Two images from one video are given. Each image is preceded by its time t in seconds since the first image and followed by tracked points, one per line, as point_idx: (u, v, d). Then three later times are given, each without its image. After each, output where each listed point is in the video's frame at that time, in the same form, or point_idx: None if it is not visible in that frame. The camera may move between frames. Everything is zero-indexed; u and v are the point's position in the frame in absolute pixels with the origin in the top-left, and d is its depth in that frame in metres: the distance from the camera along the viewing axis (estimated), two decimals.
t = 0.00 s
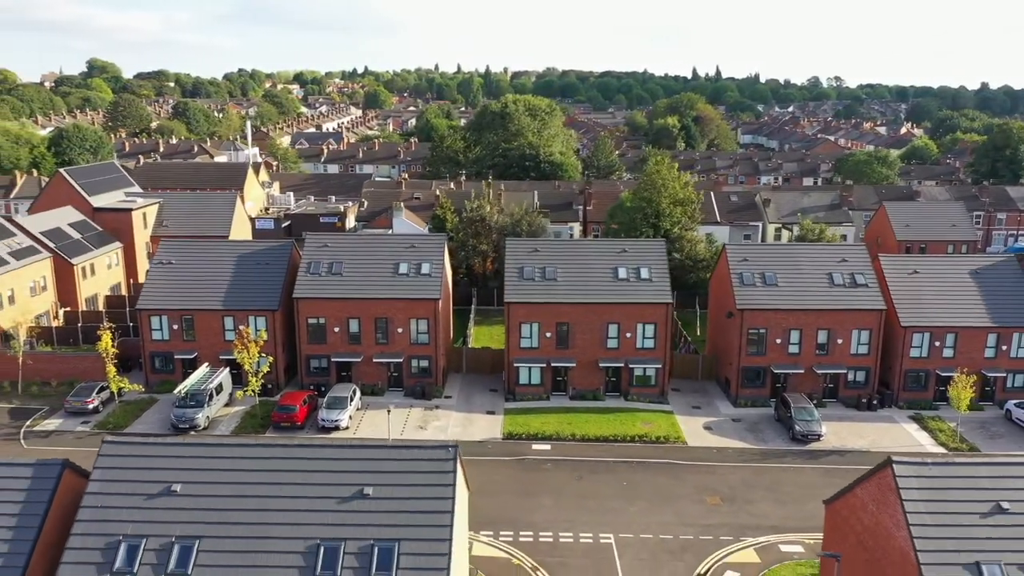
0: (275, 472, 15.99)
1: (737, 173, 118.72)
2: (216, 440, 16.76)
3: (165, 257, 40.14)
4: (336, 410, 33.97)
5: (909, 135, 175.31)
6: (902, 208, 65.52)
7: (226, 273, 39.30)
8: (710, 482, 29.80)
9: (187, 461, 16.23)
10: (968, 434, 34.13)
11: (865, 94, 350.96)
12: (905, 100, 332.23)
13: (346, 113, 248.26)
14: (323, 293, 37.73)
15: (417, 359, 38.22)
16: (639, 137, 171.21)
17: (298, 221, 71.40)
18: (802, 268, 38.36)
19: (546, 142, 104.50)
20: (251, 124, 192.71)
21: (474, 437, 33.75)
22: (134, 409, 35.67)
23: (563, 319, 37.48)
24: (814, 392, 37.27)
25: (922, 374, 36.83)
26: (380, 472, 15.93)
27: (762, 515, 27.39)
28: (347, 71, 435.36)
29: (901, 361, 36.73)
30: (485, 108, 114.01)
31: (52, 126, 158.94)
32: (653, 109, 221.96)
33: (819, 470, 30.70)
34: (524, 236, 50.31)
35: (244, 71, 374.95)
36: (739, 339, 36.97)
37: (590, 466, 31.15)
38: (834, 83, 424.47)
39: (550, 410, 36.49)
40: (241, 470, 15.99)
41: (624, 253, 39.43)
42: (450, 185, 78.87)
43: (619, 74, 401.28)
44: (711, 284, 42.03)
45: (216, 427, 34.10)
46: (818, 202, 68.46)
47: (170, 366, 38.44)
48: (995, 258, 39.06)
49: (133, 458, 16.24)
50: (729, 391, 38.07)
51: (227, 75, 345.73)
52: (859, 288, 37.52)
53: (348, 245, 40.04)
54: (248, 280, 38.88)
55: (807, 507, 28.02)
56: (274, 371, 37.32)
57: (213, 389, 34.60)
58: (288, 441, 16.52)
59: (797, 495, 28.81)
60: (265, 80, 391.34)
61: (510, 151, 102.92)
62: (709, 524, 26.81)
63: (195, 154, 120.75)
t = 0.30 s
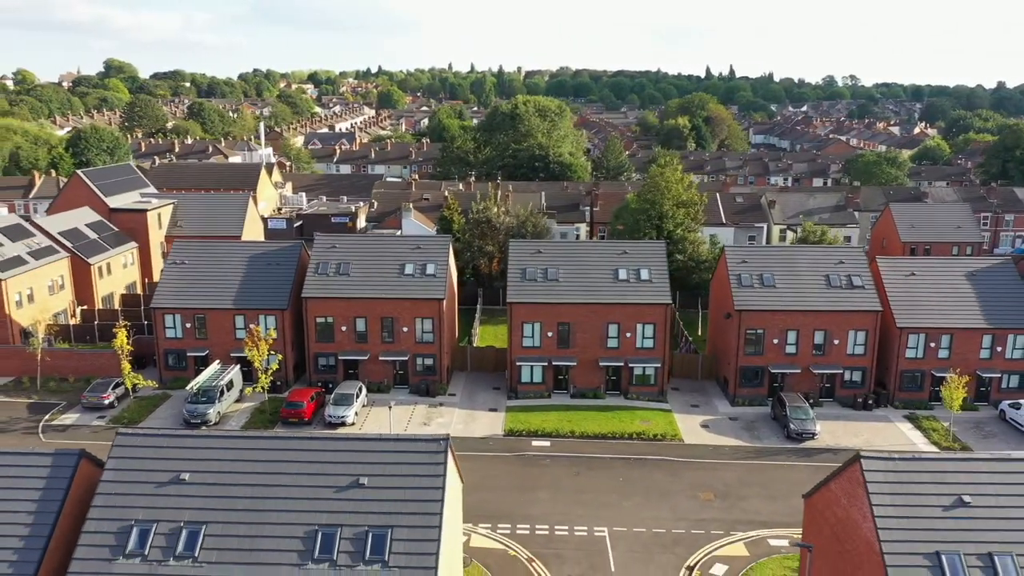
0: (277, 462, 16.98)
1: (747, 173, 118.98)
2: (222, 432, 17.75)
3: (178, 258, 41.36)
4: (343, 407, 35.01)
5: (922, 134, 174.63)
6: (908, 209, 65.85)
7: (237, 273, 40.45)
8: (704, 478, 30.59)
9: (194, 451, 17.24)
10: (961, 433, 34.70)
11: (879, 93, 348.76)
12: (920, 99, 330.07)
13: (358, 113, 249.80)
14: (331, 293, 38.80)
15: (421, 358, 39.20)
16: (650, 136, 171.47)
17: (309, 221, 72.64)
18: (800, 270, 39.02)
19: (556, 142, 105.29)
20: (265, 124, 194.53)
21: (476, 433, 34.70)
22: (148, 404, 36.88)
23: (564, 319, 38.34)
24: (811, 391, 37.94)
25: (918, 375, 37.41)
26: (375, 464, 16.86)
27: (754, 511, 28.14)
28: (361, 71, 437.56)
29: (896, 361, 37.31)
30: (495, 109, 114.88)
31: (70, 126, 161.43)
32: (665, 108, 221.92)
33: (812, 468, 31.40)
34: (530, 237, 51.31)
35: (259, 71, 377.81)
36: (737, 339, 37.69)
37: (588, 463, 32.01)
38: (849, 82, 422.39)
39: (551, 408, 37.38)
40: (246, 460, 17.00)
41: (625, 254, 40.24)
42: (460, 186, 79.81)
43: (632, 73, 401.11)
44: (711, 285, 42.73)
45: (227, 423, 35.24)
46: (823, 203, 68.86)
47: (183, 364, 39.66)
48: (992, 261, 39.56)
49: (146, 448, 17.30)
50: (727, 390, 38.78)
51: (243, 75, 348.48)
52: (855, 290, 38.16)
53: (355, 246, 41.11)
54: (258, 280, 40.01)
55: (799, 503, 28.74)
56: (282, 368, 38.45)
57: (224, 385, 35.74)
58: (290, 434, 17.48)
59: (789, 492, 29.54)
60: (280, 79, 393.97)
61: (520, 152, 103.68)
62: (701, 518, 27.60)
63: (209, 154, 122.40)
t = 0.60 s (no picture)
0: (279, 456, 17.99)
1: (756, 174, 119.19)
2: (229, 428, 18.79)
3: (191, 258, 42.57)
4: (349, 403, 36.08)
5: (935, 134, 173.85)
6: (912, 210, 66.21)
7: (248, 273, 41.61)
8: (699, 475, 31.39)
9: (203, 445, 18.29)
10: (954, 433, 35.32)
11: (894, 92, 346.64)
12: (935, 98, 327.76)
13: (371, 112, 251.22)
14: (338, 293, 39.87)
15: (426, 356, 40.20)
16: (661, 136, 171.69)
17: (321, 221, 73.85)
18: (797, 272, 39.71)
19: (566, 143, 106.02)
20: (279, 123, 196.23)
21: (478, 430, 35.68)
22: (162, 401, 38.13)
23: (566, 319, 39.23)
24: (808, 391, 38.64)
25: (913, 376, 38.03)
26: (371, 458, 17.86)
27: (745, 507, 28.92)
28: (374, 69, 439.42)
29: (892, 362, 37.94)
30: (505, 109, 115.75)
31: (87, 125, 163.82)
32: (676, 108, 221.90)
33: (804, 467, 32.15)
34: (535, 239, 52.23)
35: (273, 71, 380.37)
36: (735, 339, 38.44)
37: (586, 460, 32.90)
38: (865, 79, 419.71)
39: (552, 406, 38.29)
40: (250, 454, 18.03)
41: (626, 256, 41.06)
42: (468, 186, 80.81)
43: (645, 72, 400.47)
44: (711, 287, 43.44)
45: (237, 419, 36.40)
46: (829, 204, 69.28)
47: (195, 361, 40.90)
48: (988, 263, 40.04)
49: (157, 443, 18.36)
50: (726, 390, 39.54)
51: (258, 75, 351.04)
52: (852, 292, 38.81)
53: (362, 248, 42.17)
54: (268, 280, 41.15)
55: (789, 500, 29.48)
56: (291, 366, 39.61)
57: (234, 382, 36.91)
58: (292, 429, 18.49)
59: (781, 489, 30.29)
60: (294, 78, 396.45)
61: (529, 152, 104.48)
62: (693, 514, 28.40)
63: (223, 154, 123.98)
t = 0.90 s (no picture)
0: (283, 450, 19.04)
1: (766, 173, 119.42)
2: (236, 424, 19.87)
3: (204, 258, 43.81)
4: (355, 401, 37.19)
5: (948, 132, 172.92)
6: (917, 211, 66.55)
7: (259, 273, 42.82)
8: (693, 472, 32.28)
9: (212, 441, 19.38)
10: (947, 433, 35.97)
11: (909, 89, 344.12)
12: (951, 95, 325.20)
13: (384, 110, 252.24)
14: (345, 293, 40.98)
15: (431, 355, 41.22)
16: (672, 134, 171.72)
17: (332, 220, 75.13)
18: (795, 274, 40.44)
19: (575, 142, 106.68)
20: (292, 122, 197.69)
21: (480, 427, 36.71)
22: (175, 397, 39.40)
23: (567, 319, 40.15)
24: (804, 391, 39.37)
25: (908, 376, 38.68)
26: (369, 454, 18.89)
27: (737, 503, 29.78)
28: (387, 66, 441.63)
29: (888, 362, 38.60)
30: (515, 108, 116.53)
31: (104, 124, 165.98)
32: (688, 106, 221.60)
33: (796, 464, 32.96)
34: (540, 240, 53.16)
35: (287, 69, 382.53)
36: (733, 339, 39.21)
37: (584, 456, 33.87)
38: (880, 76, 416.73)
39: (553, 404, 39.23)
40: (256, 449, 19.09)
41: (626, 257, 41.93)
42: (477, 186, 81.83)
43: (658, 69, 399.17)
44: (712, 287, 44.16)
45: (247, 414, 37.60)
46: (834, 204, 69.70)
47: (207, 359, 42.17)
48: (984, 265, 40.62)
49: (169, 437, 19.47)
50: (723, 389, 40.32)
51: (272, 72, 353.05)
52: (848, 293, 39.50)
53: (369, 249, 43.26)
54: (278, 280, 42.34)
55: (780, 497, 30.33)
56: (300, 364, 40.83)
57: (245, 379, 38.12)
58: (296, 426, 19.56)
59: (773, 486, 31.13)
60: (308, 76, 398.26)
61: (539, 151, 105.25)
62: (686, 509, 29.29)
63: (237, 153, 125.38)
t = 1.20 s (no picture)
0: (285, 445, 20.09)
1: (775, 172, 119.63)
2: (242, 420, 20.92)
3: (215, 258, 45.05)
4: (361, 397, 38.31)
5: (961, 130, 172.01)
6: (921, 212, 66.95)
7: (268, 273, 44.00)
8: (687, 469, 33.17)
9: (218, 436, 20.46)
10: (940, 432, 36.66)
11: (924, 86, 341.72)
12: (966, 92, 322.79)
13: (396, 107, 253.38)
14: (352, 293, 42.09)
15: (435, 353, 42.25)
16: (682, 132, 171.92)
17: (342, 219, 76.15)
18: (792, 275, 41.16)
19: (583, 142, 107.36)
20: (305, 119, 199.20)
21: (482, 424, 37.73)
22: (187, 393, 40.68)
23: (568, 319, 41.06)
24: (801, 390, 40.12)
25: (904, 376, 39.33)
26: (366, 449, 19.89)
27: (729, 500, 30.64)
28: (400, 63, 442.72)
29: (883, 362, 39.27)
30: (525, 107, 117.38)
31: (119, 122, 168.16)
32: (699, 103, 221.33)
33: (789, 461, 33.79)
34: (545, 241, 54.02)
35: (300, 66, 384.48)
36: (730, 339, 39.97)
37: (582, 453, 34.81)
38: (895, 72, 413.39)
39: (554, 401, 40.19)
40: (260, 443, 20.16)
41: (626, 258, 42.79)
42: (485, 185, 82.86)
43: (670, 65, 398.14)
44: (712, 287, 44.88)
45: (257, 410, 38.81)
46: (839, 204, 70.13)
47: (219, 356, 43.42)
48: (981, 267, 41.20)
49: (179, 432, 20.57)
50: (721, 388, 41.11)
51: (286, 69, 355.15)
52: (844, 294, 40.19)
53: (376, 249, 44.35)
54: (287, 279, 43.50)
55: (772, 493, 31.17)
56: (308, 361, 42.00)
57: (254, 376, 39.32)
58: (298, 422, 20.58)
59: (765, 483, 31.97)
60: (321, 73, 400.11)
61: (547, 150, 106.05)
62: (679, 505, 30.20)
63: (250, 151, 126.84)
